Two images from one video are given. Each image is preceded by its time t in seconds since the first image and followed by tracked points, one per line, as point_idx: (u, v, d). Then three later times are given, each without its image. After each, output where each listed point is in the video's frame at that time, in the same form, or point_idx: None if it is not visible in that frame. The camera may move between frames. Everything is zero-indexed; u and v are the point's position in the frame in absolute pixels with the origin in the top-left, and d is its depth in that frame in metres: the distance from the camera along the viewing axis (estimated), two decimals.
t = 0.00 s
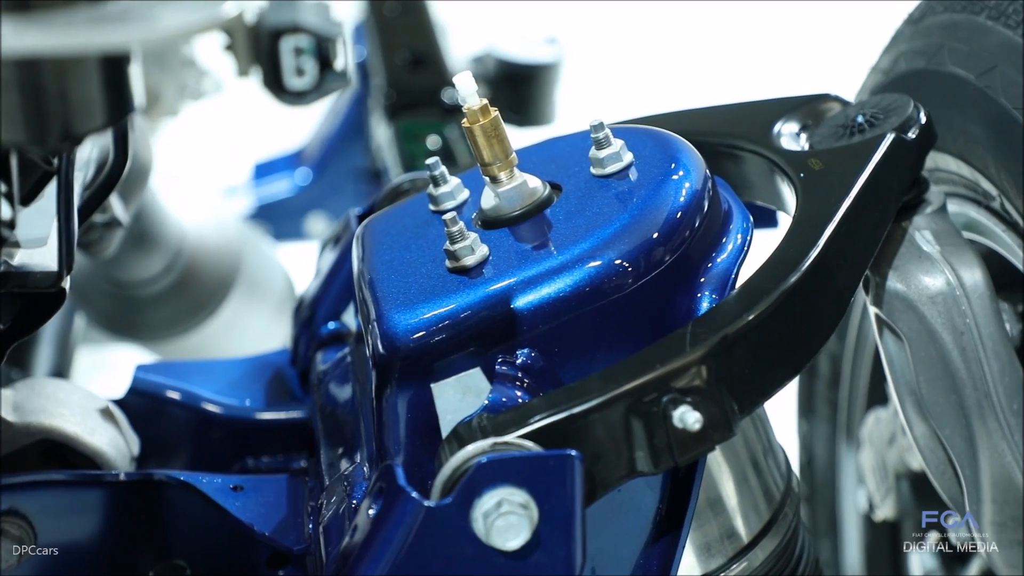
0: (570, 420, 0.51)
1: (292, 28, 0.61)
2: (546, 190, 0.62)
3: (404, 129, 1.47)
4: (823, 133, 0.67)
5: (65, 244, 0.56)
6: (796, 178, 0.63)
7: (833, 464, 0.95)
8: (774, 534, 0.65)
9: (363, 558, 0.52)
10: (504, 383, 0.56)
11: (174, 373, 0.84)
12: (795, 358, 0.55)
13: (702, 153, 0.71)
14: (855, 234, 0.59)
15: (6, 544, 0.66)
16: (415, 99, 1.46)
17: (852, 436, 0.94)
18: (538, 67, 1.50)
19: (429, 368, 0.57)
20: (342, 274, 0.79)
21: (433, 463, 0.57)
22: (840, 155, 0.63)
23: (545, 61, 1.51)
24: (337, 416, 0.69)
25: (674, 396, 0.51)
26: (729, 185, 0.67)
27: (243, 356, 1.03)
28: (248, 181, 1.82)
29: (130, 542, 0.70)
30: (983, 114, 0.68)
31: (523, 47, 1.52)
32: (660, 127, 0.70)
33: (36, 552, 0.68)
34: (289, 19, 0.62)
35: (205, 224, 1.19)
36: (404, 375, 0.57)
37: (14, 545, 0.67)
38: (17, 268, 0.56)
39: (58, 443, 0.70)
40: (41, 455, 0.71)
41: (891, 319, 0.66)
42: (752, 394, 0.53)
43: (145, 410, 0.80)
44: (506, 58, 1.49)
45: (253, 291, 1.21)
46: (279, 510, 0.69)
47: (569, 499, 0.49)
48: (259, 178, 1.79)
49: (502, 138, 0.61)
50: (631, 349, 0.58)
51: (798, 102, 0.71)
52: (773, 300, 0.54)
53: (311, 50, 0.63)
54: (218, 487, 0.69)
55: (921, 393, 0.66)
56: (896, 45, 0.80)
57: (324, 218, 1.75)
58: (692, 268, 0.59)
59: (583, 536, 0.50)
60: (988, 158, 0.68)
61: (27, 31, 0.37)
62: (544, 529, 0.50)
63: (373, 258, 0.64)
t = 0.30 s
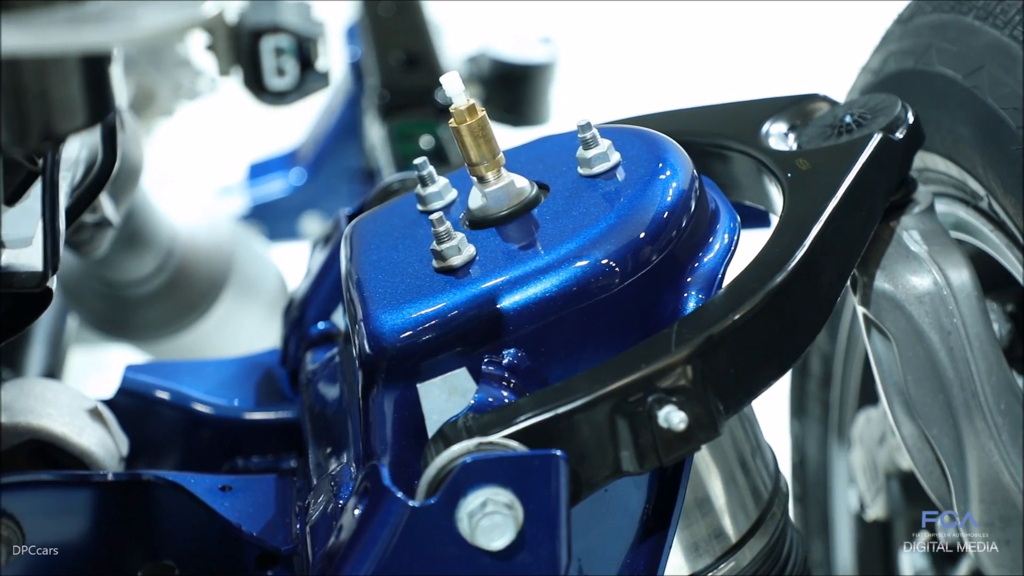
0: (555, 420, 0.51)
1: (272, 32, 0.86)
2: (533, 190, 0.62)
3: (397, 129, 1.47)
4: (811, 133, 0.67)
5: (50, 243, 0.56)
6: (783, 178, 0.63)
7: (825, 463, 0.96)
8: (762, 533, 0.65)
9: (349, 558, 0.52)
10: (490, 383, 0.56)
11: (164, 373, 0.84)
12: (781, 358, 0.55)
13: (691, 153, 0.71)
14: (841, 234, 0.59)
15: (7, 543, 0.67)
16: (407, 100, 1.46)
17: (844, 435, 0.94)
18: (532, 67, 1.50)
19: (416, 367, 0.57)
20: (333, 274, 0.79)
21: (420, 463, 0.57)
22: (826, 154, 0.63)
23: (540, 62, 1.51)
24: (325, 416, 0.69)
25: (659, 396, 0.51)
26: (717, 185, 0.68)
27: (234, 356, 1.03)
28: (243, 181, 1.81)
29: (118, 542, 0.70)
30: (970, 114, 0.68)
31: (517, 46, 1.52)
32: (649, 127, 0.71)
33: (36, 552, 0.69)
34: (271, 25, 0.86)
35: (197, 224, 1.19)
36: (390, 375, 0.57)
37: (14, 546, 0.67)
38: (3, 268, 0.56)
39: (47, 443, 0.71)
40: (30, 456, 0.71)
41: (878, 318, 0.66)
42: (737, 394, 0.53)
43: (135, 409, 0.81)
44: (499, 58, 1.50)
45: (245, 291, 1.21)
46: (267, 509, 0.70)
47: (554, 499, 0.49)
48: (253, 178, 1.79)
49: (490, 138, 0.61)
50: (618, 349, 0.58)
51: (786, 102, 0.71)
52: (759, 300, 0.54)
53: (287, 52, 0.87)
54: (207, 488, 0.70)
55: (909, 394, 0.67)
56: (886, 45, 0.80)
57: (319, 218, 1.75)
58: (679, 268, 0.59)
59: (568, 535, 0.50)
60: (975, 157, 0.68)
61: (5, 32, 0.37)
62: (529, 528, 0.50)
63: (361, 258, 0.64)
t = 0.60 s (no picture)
0: (538, 419, 0.51)
1: (251, 32, 0.86)
2: (518, 190, 0.62)
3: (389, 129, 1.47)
4: (798, 132, 0.67)
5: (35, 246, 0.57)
6: (769, 177, 0.63)
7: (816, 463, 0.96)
8: (748, 532, 0.65)
9: (332, 558, 0.52)
10: (474, 382, 0.56)
11: (152, 373, 0.84)
12: (764, 357, 0.55)
13: (678, 153, 0.71)
14: (826, 233, 0.59)
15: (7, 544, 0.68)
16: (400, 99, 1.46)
17: (834, 435, 0.94)
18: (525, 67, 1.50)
19: (400, 367, 0.56)
20: (321, 274, 0.80)
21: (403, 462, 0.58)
22: (811, 154, 0.64)
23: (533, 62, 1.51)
24: (311, 416, 0.69)
25: (642, 395, 0.51)
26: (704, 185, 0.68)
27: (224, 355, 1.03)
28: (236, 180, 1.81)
29: (105, 542, 0.70)
30: (956, 113, 0.68)
31: (510, 45, 1.52)
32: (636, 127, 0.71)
33: (35, 552, 0.69)
34: (248, 24, 0.87)
35: (188, 225, 1.19)
36: (374, 374, 0.57)
37: (14, 545, 0.69)
38: None
39: (34, 443, 0.71)
40: (17, 456, 0.71)
41: (864, 317, 0.67)
42: (721, 394, 0.53)
43: (124, 409, 0.81)
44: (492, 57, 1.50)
45: (236, 290, 1.21)
46: (254, 509, 0.70)
47: (537, 498, 0.49)
48: (247, 177, 1.79)
49: (475, 138, 0.61)
50: (603, 348, 0.58)
51: (773, 101, 0.71)
52: (743, 298, 0.54)
53: (266, 52, 0.89)
54: (193, 488, 0.70)
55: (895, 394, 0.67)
56: (874, 44, 0.80)
57: (312, 217, 1.75)
58: (663, 267, 0.59)
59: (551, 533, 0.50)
60: (961, 156, 0.68)
61: None
62: (512, 527, 0.50)
63: (347, 258, 0.64)
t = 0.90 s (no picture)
0: (526, 418, 0.51)
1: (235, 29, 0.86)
2: (507, 188, 0.62)
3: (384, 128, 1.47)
4: (788, 131, 0.67)
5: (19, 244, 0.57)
6: (758, 176, 0.63)
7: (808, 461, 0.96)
8: (738, 530, 0.65)
9: (319, 556, 0.52)
10: (463, 380, 0.56)
11: (144, 372, 0.84)
12: (752, 356, 0.55)
13: (668, 152, 0.71)
14: (814, 232, 0.59)
15: (8, 543, 0.69)
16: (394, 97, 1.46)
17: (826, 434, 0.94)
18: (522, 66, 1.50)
19: (388, 366, 0.56)
20: (312, 273, 0.80)
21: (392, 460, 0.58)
22: (800, 152, 0.64)
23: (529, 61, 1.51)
24: (302, 414, 0.69)
25: (629, 394, 0.51)
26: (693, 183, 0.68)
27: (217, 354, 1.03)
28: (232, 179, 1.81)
29: (96, 540, 0.70)
30: (945, 112, 0.68)
31: (505, 44, 1.52)
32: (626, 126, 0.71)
33: (35, 552, 0.70)
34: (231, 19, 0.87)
35: (181, 223, 1.19)
36: (363, 373, 0.57)
37: (14, 546, 0.69)
38: None
39: (24, 442, 0.70)
40: (8, 454, 0.71)
41: (854, 316, 0.67)
42: (709, 393, 0.53)
43: (116, 409, 0.81)
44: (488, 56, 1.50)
45: (230, 288, 1.21)
46: (243, 508, 0.70)
47: (524, 497, 0.49)
48: (242, 176, 1.79)
49: (464, 136, 0.61)
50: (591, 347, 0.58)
51: (763, 100, 0.71)
52: (731, 297, 0.54)
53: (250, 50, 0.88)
54: (183, 487, 0.69)
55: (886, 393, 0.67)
56: (865, 43, 0.80)
57: (307, 216, 1.75)
58: (652, 265, 0.59)
59: (538, 532, 0.51)
60: (951, 156, 0.68)
61: None
62: (500, 526, 0.50)
63: (337, 257, 0.64)
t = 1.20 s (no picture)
0: (519, 419, 0.51)
1: (225, 30, 0.86)
2: (502, 189, 0.62)
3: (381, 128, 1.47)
4: (783, 131, 0.67)
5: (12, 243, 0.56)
6: (753, 176, 0.63)
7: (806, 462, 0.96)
8: (733, 530, 0.65)
9: (313, 557, 0.52)
10: (457, 381, 0.55)
11: (140, 373, 0.85)
12: (746, 356, 0.55)
13: (663, 153, 0.71)
14: (808, 232, 0.59)
15: (8, 543, 0.69)
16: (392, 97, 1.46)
17: (824, 434, 0.94)
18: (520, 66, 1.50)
19: (382, 367, 0.56)
20: (308, 274, 0.80)
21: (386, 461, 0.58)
22: (795, 153, 0.64)
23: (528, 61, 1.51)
24: (296, 414, 0.69)
25: (623, 394, 0.51)
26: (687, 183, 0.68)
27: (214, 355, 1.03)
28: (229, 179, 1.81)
29: (91, 540, 0.69)
30: (940, 112, 0.68)
31: (503, 44, 1.52)
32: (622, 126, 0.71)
33: (35, 552, 0.69)
34: (221, 20, 0.86)
35: (178, 223, 1.19)
36: (357, 374, 0.57)
37: (14, 546, 0.69)
38: None
39: (19, 441, 0.70)
40: (4, 454, 0.71)
41: (849, 316, 0.67)
42: (703, 393, 0.53)
43: (111, 410, 0.81)
44: (486, 56, 1.50)
45: (227, 288, 1.21)
46: (238, 509, 0.70)
47: (518, 498, 0.49)
48: (240, 176, 1.79)
49: (459, 137, 0.61)
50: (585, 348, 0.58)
51: (758, 100, 0.71)
52: (725, 297, 0.54)
53: (241, 50, 0.88)
54: (178, 487, 0.70)
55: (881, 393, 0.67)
56: (860, 44, 0.81)
57: (305, 216, 1.75)
58: (646, 265, 0.59)
59: (532, 532, 0.50)
60: (945, 156, 0.68)
61: None
62: (493, 527, 0.50)
63: (332, 257, 0.64)
